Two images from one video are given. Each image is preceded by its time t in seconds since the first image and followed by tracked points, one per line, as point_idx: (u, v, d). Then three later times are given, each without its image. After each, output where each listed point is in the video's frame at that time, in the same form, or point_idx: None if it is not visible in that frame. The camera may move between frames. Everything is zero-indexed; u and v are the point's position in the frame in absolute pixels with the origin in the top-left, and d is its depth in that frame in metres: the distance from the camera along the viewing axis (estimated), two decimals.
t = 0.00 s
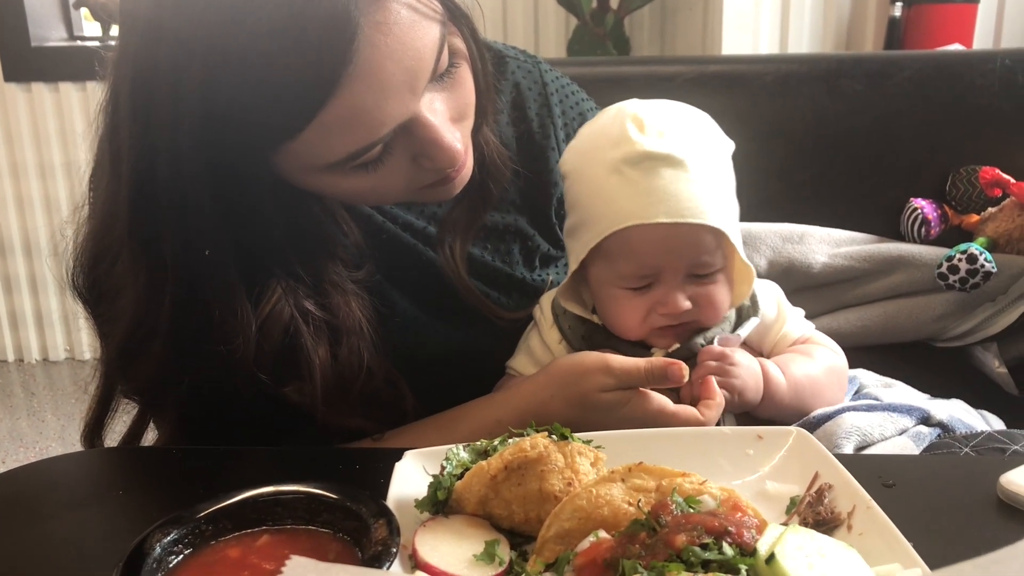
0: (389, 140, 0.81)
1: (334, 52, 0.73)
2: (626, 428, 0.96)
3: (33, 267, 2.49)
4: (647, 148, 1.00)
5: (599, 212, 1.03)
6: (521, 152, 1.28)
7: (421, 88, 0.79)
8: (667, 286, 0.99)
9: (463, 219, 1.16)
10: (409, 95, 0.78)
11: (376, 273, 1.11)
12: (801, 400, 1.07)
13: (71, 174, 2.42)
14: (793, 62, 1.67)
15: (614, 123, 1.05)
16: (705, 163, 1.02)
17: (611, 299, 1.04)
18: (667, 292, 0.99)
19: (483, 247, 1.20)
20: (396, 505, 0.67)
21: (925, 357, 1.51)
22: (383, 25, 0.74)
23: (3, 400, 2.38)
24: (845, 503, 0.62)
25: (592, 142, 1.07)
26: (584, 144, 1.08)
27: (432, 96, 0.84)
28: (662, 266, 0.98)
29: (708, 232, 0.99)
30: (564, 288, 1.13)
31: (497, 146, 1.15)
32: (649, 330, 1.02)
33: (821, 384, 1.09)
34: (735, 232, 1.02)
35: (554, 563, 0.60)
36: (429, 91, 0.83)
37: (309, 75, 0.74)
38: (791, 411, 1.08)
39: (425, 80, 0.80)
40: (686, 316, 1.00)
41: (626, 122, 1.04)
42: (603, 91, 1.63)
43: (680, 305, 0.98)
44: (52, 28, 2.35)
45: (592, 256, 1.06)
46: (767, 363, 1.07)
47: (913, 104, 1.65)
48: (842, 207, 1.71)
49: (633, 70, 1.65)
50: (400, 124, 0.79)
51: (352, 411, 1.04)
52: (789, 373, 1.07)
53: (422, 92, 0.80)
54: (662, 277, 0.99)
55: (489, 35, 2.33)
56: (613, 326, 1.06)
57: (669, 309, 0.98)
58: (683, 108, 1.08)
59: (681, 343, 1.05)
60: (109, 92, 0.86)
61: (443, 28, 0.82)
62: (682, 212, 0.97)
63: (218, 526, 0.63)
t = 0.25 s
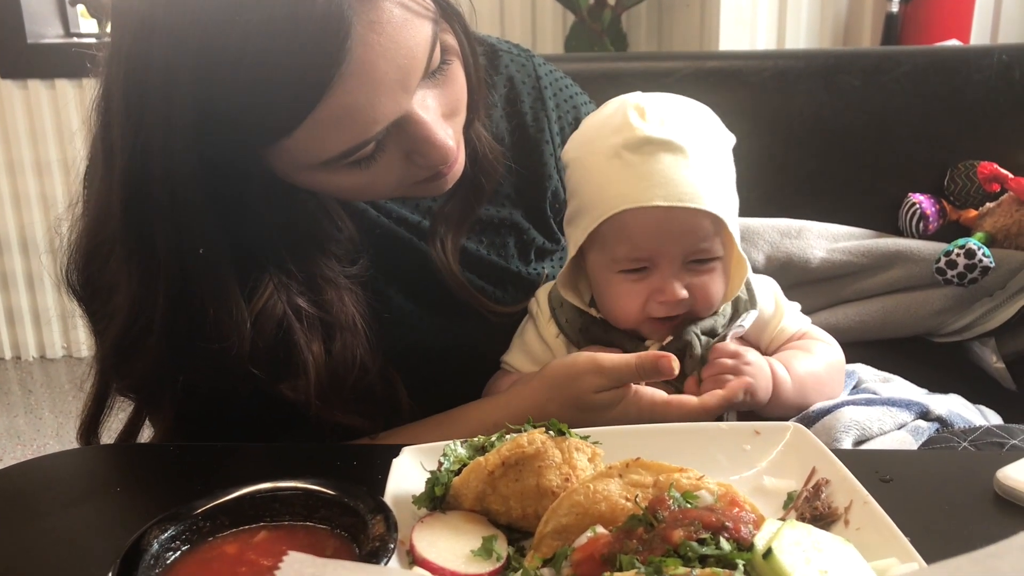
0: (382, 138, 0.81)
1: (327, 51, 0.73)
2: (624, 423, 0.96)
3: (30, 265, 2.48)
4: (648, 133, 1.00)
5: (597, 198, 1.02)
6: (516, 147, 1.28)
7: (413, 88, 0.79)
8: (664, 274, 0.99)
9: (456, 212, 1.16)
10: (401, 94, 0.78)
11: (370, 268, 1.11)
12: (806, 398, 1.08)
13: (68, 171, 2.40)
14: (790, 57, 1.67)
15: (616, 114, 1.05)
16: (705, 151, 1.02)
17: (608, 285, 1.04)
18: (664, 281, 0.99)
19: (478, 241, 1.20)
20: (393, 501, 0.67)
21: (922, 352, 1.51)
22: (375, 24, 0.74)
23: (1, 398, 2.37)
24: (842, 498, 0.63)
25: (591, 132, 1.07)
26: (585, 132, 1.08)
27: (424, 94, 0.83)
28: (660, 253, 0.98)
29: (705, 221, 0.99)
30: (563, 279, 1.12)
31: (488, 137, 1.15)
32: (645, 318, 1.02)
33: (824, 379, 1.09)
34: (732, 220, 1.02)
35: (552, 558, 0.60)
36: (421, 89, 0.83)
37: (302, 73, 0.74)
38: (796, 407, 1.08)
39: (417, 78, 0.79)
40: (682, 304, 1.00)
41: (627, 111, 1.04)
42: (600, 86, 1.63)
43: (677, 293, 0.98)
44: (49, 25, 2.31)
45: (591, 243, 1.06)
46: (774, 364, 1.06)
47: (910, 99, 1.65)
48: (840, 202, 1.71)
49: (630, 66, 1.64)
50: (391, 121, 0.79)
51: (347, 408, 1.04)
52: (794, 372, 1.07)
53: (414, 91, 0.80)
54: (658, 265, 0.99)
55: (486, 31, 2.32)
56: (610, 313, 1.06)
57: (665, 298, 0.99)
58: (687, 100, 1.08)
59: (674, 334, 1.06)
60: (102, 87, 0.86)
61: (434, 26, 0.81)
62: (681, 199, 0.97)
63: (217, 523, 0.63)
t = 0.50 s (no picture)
0: (380, 137, 0.81)
1: (325, 49, 0.73)
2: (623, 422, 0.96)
3: (28, 265, 2.47)
4: (660, 136, 0.99)
5: (604, 200, 1.02)
6: (514, 145, 1.28)
7: (411, 86, 0.79)
8: (671, 275, 0.99)
9: (456, 210, 1.16)
10: (400, 92, 0.78)
11: (369, 266, 1.11)
12: (812, 399, 1.07)
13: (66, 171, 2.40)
14: (789, 56, 1.67)
15: (626, 114, 1.05)
16: (715, 154, 1.01)
17: (614, 285, 1.04)
18: (671, 281, 0.99)
19: (477, 238, 1.20)
20: (393, 500, 0.67)
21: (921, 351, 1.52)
22: (373, 23, 0.74)
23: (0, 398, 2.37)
24: (842, 496, 0.63)
25: (600, 133, 1.06)
26: (593, 132, 1.08)
27: (423, 92, 0.83)
28: (668, 256, 0.99)
29: (716, 224, 0.99)
30: (566, 277, 1.12)
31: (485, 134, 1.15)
32: (650, 319, 1.03)
33: (834, 379, 1.10)
34: (740, 222, 1.01)
35: (552, 557, 0.60)
36: (420, 87, 0.83)
37: (301, 71, 0.74)
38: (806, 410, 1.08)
39: (416, 76, 0.80)
40: (688, 305, 1.00)
41: (638, 112, 1.03)
42: (600, 85, 1.63)
43: (684, 296, 0.99)
44: (47, 24, 2.32)
45: (596, 243, 1.06)
46: (788, 366, 1.05)
47: (909, 98, 1.65)
48: (839, 200, 1.71)
49: (629, 64, 1.64)
50: (390, 120, 0.79)
51: (346, 407, 1.04)
52: (808, 373, 1.07)
53: (412, 89, 0.80)
54: (666, 266, 0.99)
55: (485, 30, 2.32)
56: (613, 313, 1.06)
57: (672, 299, 0.99)
58: (697, 102, 1.07)
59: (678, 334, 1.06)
60: (100, 87, 0.85)
61: (433, 25, 0.81)
62: (692, 203, 0.97)
63: (216, 522, 0.63)
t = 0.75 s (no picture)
0: (382, 139, 0.81)
1: (327, 53, 0.73)
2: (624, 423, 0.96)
3: (28, 265, 2.47)
4: (666, 132, 0.99)
5: (609, 197, 1.02)
6: (515, 146, 1.28)
7: (414, 87, 0.79)
8: (675, 272, 0.99)
9: (457, 211, 1.16)
10: (400, 94, 0.78)
11: (370, 268, 1.10)
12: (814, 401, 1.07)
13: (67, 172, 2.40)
14: (789, 57, 1.67)
15: (634, 111, 1.04)
16: (720, 151, 1.01)
17: (618, 281, 1.04)
18: (675, 278, 0.99)
19: (478, 239, 1.20)
20: (394, 500, 0.67)
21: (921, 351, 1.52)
22: (377, 27, 0.74)
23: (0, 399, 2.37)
24: (843, 497, 0.63)
25: (606, 131, 1.06)
26: (599, 130, 1.07)
27: (425, 94, 0.83)
28: (672, 252, 0.98)
29: (720, 221, 0.98)
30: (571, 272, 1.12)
31: (486, 135, 1.14)
32: (654, 316, 1.03)
33: (835, 383, 1.09)
34: (746, 221, 1.02)
35: (553, 558, 0.61)
36: (422, 88, 0.83)
37: (303, 73, 0.74)
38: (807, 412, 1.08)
39: (418, 78, 0.80)
40: (691, 303, 1.01)
41: (646, 109, 1.03)
42: (600, 85, 1.63)
43: (687, 294, 0.99)
44: (47, 25, 2.33)
45: (601, 239, 1.06)
46: (791, 372, 1.05)
47: (909, 98, 1.65)
48: (838, 200, 1.72)
49: (630, 65, 1.64)
50: (392, 121, 0.79)
51: (347, 409, 1.04)
52: (809, 377, 1.07)
53: (415, 90, 0.80)
54: (670, 263, 0.99)
55: (485, 31, 2.32)
56: (617, 310, 1.06)
57: (675, 297, 0.99)
58: (703, 102, 1.07)
59: (681, 334, 1.07)
60: (101, 88, 0.85)
61: (434, 27, 0.81)
62: (697, 199, 0.96)
63: (218, 523, 0.63)
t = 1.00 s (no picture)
0: (384, 138, 0.81)
1: (331, 53, 0.73)
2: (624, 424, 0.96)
3: (28, 266, 2.47)
4: (665, 133, 0.99)
5: (609, 199, 1.02)
6: (515, 147, 1.28)
7: (417, 87, 0.79)
8: (674, 273, 0.99)
9: (458, 211, 1.16)
10: (404, 93, 0.78)
11: (371, 268, 1.11)
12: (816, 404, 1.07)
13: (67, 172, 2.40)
14: (790, 57, 1.67)
15: (631, 113, 1.04)
16: (718, 153, 1.01)
17: (618, 283, 1.04)
18: (675, 279, 0.99)
19: (477, 239, 1.20)
20: (394, 501, 0.67)
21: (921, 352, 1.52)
22: (379, 25, 0.74)
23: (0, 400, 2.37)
24: (843, 497, 0.63)
25: (605, 133, 1.06)
26: (598, 132, 1.07)
27: (427, 94, 0.84)
28: (671, 253, 0.98)
29: (720, 222, 0.98)
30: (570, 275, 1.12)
31: (486, 135, 1.14)
32: (654, 318, 1.03)
33: (836, 386, 1.09)
34: (745, 221, 1.02)
35: (553, 558, 0.61)
36: (424, 88, 0.83)
37: (305, 73, 0.74)
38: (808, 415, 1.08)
39: (421, 79, 0.80)
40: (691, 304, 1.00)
41: (643, 110, 1.03)
42: (600, 86, 1.63)
43: (686, 295, 0.98)
44: (47, 25, 2.33)
45: (601, 241, 1.06)
46: (792, 376, 1.05)
47: (910, 98, 1.65)
48: (839, 201, 1.72)
49: (630, 66, 1.64)
50: (395, 121, 0.79)
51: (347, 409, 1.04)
52: (811, 381, 1.07)
53: (417, 91, 0.80)
54: (669, 264, 0.99)
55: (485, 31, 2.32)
56: (617, 313, 1.06)
57: (675, 298, 0.99)
58: (701, 103, 1.07)
59: (681, 335, 1.07)
60: (103, 88, 0.86)
61: (437, 27, 0.81)
62: (696, 201, 0.96)
63: (218, 523, 0.63)
